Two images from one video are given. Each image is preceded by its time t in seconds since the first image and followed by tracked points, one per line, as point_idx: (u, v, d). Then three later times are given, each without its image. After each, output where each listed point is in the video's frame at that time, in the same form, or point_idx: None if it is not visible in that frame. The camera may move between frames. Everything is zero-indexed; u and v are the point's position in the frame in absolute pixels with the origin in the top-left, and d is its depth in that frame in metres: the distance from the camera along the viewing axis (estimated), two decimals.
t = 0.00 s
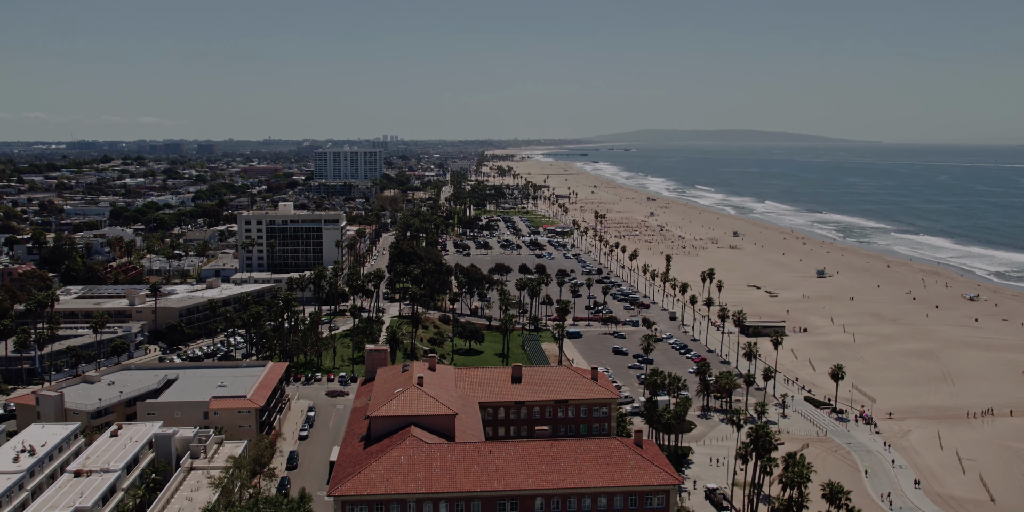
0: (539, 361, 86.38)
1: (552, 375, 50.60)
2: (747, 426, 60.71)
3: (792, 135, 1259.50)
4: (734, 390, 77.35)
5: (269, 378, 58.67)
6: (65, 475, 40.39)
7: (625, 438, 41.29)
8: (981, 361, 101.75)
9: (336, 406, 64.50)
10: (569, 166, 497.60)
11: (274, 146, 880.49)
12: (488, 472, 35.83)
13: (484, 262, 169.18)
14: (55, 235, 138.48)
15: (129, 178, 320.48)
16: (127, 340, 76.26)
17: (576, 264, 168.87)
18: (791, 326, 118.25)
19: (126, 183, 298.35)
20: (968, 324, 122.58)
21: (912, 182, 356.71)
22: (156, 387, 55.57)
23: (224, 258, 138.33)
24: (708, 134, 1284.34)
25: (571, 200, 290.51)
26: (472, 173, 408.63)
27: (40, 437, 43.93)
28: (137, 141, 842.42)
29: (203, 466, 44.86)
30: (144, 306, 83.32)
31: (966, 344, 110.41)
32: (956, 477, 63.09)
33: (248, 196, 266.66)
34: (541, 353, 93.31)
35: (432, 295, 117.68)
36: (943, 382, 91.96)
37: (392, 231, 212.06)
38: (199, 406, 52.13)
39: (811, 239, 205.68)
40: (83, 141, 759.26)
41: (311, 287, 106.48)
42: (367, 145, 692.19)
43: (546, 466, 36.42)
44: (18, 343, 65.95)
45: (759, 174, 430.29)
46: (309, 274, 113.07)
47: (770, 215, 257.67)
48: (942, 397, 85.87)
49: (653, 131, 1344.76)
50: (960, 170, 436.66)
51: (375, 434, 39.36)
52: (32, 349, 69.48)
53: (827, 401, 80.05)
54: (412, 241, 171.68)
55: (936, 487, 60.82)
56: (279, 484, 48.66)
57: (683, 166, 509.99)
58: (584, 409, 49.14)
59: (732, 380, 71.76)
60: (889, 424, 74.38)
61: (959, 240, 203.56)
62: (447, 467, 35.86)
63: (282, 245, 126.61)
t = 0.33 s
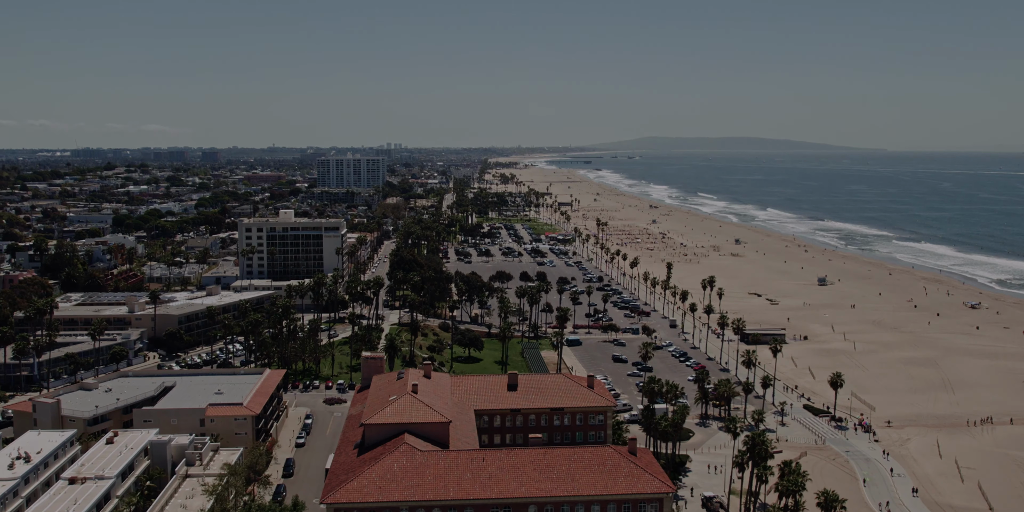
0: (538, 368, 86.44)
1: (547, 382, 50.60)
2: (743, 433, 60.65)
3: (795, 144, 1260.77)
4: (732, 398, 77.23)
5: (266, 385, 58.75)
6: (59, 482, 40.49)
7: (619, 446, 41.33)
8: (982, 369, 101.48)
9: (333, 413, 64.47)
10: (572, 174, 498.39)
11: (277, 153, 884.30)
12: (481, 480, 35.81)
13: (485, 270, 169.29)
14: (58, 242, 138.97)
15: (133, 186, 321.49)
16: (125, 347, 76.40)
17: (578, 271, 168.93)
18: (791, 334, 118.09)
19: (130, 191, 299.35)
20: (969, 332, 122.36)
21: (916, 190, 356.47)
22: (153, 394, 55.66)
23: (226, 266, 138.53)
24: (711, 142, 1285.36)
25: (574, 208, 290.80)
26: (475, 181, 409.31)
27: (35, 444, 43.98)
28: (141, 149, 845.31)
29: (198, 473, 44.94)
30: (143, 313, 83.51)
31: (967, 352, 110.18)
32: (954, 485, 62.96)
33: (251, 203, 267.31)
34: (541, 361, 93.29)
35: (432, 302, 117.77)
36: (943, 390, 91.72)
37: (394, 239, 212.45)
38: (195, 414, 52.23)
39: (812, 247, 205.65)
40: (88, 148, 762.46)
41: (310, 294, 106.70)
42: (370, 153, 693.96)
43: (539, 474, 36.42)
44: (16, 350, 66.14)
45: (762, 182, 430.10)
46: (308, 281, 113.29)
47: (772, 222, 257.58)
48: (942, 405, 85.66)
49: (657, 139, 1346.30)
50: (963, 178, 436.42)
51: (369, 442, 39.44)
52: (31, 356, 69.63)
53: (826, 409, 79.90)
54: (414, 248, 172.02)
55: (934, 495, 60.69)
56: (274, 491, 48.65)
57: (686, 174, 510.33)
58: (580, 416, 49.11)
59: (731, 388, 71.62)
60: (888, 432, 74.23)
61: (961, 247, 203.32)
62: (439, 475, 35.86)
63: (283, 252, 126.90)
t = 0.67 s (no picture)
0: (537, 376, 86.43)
1: (543, 390, 50.62)
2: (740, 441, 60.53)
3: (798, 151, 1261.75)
4: (730, 406, 77.09)
5: (263, 393, 58.84)
6: (54, 489, 40.58)
7: (613, 455, 41.36)
8: (982, 377, 101.21)
9: (330, 421, 64.45)
10: (575, 181, 498.86)
11: (280, 161, 886.87)
12: (475, 488, 35.80)
13: (486, 277, 169.41)
14: (59, 250, 139.35)
15: (136, 193, 322.47)
16: (124, 354, 76.47)
17: (578, 279, 168.95)
18: (791, 342, 117.86)
19: (133, 198, 300.38)
20: (969, 340, 122.05)
21: (919, 198, 356.18)
22: (150, 402, 55.77)
23: (226, 273, 138.73)
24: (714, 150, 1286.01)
25: (576, 216, 291.01)
26: (478, 188, 409.88)
27: (31, 451, 44.04)
28: (145, 157, 848.86)
29: (193, 480, 45.04)
30: (142, 321, 83.68)
31: (967, 360, 109.88)
32: (952, 493, 62.83)
33: (253, 210, 267.83)
34: (540, 369, 93.20)
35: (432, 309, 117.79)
36: (942, 398, 91.45)
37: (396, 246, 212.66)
38: (191, 421, 52.36)
39: (815, 254, 205.44)
40: (93, 156, 765.83)
41: (310, 302, 106.83)
42: (373, 161, 695.51)
43: (532, 482, 36.44)
44: (14, 357, 66.27)
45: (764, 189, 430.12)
46: (308, 288, 113.39)
47: (774, 230, 257.46)
48: (942, 413, 85.42)
49: (659, 147, 1347.71)
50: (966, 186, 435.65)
51: (363, 450, 39.55)
52: (30, 363, 69.75)
53: (825, 417, 79.72)
54: (415, 256, 172.23)
55: (931, 503, 60.55)
56: (269, 498, 48.70)
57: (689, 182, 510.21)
58: (576, 424, 49.12)
59: (729, 395, 71.52)
60: (887, 440, 74.06)
61: (963, 255, 203.03)
62: (432, 483, 35.88)
63: (283, 260, 127.07)
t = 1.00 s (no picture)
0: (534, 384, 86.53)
1: (539, 397, 50.68)
2: (737, 449, 60.49)
3: (800, 159, 1264.08)
4: (729, 413, 76.95)
5: (260, 400, 58.93)
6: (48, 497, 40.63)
7: (607, 463, 41.38)
8: (983, 385, 100.91)
9: (327, 428, 64.48)
10: (578, 189, 499.49)
11: (284, 169, 891.07)
12: (467, 496, 35.77)
13: (487, 285, 169.39)
14: (61, 258, 139.70)
15: (139, 201, 323.37)
16: (122, 362, 76.55)
17: (579, 287, 168.92)
18: (791, 350, 117.70)
19: (135, 206, 301.10)
20: (970, 348, 121.80)
21: (922, 205, 355.73)
22: (147, 409, 55.90)
23: (227, 280, 138.83)
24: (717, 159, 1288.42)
25: (578, 223, 291.14)
26: (481, 196, 410.25)
27: (27, 458, 44.11)
28: (150, 164, 851.67)
29: (187, 488, 45.14)
30: (141, 328, 83.83)
31: (968, 368, 109.70)
32: (950, 501, 62.73)
33: (255, 218, 268.31)
34: (539, 376, 93.17)
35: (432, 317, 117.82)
36: (942, 406, 91.31)
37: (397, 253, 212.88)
38: (188, 428, 52.48)
39: (817, 262, 205.24)
40: (97, 164, 768.83)
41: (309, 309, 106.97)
42: (376, 169, 696.86)
43: (525, 489, 36.40)
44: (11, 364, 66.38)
45: (767, 197, 429.80)
46: (308, 295, 113.49)
47: (776, 238, 257.43)
48: (942, 421, 85.23)
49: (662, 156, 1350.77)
50: (970, 193, 435.23)
51: (357, 457, 39.61)
52: (28, 370, 69.89)
53: (824, 425, 79.58)
54: (416, 264, 172.53)
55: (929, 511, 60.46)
56: (265, 506, 48.77)
57: (691, 190, 510.34)
58: (571, 432, 49.11)
59: (727, 403, 71.39)
60: (886, 448, 73.89)
61: (965, 263, 202.69)
62: (425, 490, 35.86)
63: (282, 267, 127.23)
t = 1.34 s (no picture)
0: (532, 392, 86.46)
1: (535, 405, 50.64)
2: (733, 457, 60.31)
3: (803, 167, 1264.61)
4: (727, 422, 76.78)
5: (256, 407, 58.97)
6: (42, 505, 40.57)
7: (601, 472, 41.30)
8: (983, 394, 100.60)
9: (324, 436, 64.45)
10: (580, 196, 500.36)
11: (288, 176, 893.52)
12: (460, 504, 35.77)
13: (487, 293, 169.43)
14: (62, 265, 140.00)
15: (142, 208, 324.20)
16: (121, 369, 76.72)
17: (580, 294, 168.89)
18: (791, 358, 117.47)
19: (138, 213, 301.83)
20: (971, 356, 121.51)
21: (925, 213, 355.28)
22: (143, 416, 55.97)
23: (227, 288, 138.95)
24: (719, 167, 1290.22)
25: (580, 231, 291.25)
26: (483, 204, 410.53)
27: (22, 465, 44.11)
28: (154, 172, 854.69)
29: (182, 495, 45.16)
30: (140, 336, 83.98)
31: (968, 376, 109.41)
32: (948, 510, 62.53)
33: (257, 225, 268.80)
34: (538, 384, 93.11)
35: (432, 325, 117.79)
36: (942, 414, 91.10)
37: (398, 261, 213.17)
38: (184, 436, 52.52)
39: (818, 269, 205.04)
40: (101, 172, 771.28)
41: (308, 317, 107.05)
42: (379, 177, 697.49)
43: (518, 497, 36.36)
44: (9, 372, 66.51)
45: (770, 205, 429.97)
46: (308, 303, 113.63)
47: (778, 245, 257.21)
48: (941, 429, 85.01)
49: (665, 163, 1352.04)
50: (973, 201, 435.01)
51: (351, 465, 39.67)
52: (25, 378, 69.94)
53: (822, 433, 79.36)
54: (417, 271, 172.72)
55: None
56: None
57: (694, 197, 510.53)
58: (567, 440, 49.05)
59: (725, 412, 71.18)
60: (884, 456, 73.67)
61: (967, 270, 202.23)
62: (417, 498, 35.88)
63: (282, 274, 127.38)
